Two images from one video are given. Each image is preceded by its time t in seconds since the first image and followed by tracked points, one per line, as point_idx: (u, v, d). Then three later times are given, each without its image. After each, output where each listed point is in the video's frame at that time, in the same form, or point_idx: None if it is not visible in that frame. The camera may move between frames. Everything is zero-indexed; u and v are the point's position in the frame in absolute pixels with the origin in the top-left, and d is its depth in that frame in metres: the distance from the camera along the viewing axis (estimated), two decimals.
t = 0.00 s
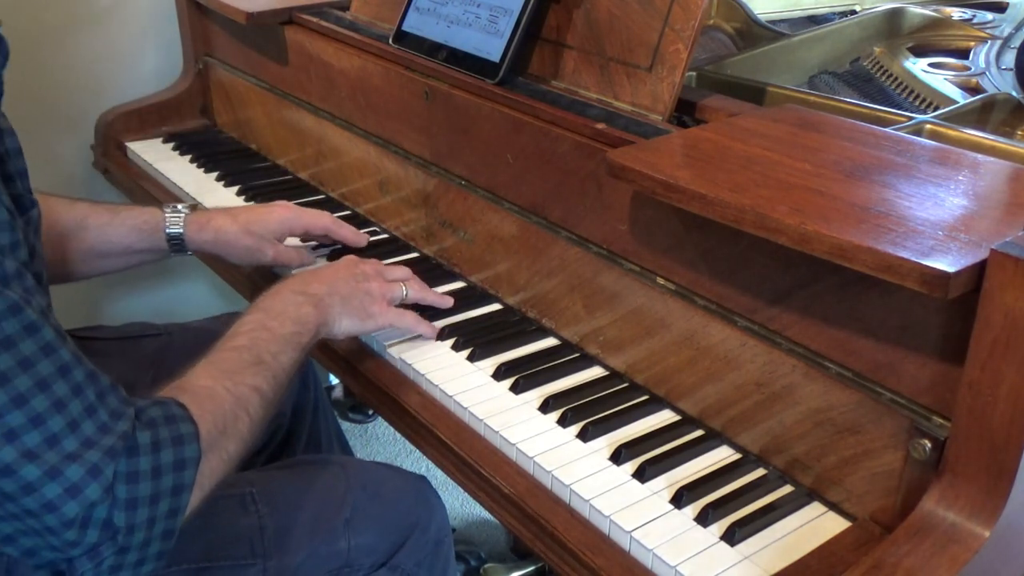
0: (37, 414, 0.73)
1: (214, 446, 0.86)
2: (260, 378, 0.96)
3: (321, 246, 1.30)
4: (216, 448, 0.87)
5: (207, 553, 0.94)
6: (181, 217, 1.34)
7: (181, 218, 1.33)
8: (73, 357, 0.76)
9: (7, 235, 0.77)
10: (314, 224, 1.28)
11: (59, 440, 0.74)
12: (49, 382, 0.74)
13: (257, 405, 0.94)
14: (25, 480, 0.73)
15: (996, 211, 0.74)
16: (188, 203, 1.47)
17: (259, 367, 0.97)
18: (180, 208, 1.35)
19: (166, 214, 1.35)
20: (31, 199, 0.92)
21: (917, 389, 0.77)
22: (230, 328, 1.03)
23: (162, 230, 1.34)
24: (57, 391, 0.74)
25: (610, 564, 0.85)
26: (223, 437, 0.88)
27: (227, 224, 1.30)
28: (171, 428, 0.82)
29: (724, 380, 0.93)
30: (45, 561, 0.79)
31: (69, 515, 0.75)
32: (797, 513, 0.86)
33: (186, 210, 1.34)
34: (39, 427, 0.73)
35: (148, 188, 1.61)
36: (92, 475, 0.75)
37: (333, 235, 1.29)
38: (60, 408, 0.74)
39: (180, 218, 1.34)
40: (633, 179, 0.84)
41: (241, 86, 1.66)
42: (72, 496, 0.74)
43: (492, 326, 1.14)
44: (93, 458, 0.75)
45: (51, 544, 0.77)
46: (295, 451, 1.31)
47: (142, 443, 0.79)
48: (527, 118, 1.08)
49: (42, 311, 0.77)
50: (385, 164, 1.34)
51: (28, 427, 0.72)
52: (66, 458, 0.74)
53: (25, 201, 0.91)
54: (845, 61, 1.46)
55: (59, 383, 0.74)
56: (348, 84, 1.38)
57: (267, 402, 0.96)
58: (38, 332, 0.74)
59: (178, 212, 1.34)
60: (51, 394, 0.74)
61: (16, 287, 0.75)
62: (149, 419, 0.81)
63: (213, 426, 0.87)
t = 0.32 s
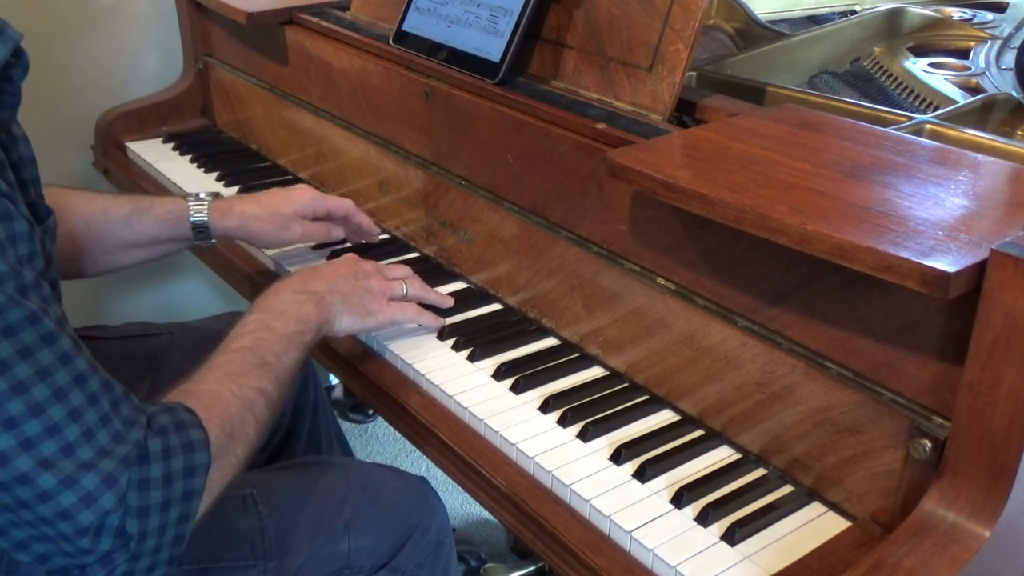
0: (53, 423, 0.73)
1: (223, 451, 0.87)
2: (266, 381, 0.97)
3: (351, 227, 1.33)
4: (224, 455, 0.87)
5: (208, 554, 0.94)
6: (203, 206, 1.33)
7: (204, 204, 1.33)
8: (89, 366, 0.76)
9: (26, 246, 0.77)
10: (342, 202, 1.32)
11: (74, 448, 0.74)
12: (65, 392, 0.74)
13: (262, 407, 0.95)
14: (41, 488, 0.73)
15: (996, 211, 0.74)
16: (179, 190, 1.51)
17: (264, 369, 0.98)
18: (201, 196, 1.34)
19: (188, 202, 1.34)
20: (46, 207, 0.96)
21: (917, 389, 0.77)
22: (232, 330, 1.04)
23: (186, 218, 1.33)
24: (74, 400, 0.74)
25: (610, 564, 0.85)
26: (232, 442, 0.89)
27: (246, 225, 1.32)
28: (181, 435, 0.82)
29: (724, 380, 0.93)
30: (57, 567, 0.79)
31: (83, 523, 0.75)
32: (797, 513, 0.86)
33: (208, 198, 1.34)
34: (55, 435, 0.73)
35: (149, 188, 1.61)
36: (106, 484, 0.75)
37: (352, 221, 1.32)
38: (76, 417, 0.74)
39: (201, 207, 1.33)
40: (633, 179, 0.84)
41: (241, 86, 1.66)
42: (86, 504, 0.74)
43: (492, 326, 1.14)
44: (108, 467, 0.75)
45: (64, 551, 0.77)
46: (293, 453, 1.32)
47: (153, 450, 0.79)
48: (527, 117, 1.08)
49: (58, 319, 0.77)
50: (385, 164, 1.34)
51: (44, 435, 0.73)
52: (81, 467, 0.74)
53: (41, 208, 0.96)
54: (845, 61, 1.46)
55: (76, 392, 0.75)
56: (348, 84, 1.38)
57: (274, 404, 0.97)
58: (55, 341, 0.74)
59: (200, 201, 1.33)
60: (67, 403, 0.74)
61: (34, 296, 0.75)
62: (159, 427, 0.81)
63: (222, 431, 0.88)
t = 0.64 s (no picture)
0: (40, 443, 0.73)
1: (198, 471, 0.86)
2: (236, 392, 0.93)
3: (374, 226, 1.29)
4: (197, 477, 0.86)
5: (208, 555, 0.94)
6: (240, 222, 1.31)
7: (241, 219, 1.31)
8: (77, 387, 0.77)
9: (21, 261, 0.82)
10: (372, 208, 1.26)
11: (59, 470, 0.74)
12: (53, 412, 0.74)
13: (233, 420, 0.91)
14: (24, 510, 0.73)
15: (996, 211, 0.74)
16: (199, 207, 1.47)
17: (234, 381, 0.93)
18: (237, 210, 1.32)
19: (225, 217, 1.32)
20: (47, 216, 0.98)
21: (918, 388, 0.77)
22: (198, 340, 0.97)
23: (223, 234, 1.31)
24: (62, 420, 0.75)
25: (610, 564, 0.85)
26: (206, 459, 0.87)
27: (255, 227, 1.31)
28: (157, 456, 0.81)
29: (724, 379, 0.93)
30: None
31: (63, 548, 0.75)
32: (797, 513, 0.86)
33: (244, 213, 1.31)
34: (41, 456, 0.74)
35: (149, 188, 1.61)
36: (90, 508, 0.75)
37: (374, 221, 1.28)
38: (63, 437, 0.75)
39: (238, 222, 1.31)
40: (633, 179, 0.84)
41: (241, 86, 1.66)
42: (68, 529, 0.75)
43: (492, 326, 1.14)
44: (92, 490, 0.75)
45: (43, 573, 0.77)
46: (294, 453, 1.33)
47: (130, 474, 0.78)
48: (527, 118, 1.08)
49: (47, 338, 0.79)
50: (385, 164, 1.34)
51: (31, 455, 0.73)
52: (66, 490, 0.74)
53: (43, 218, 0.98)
54: (845, 61, 1.46)
55: (63, 412, 0.75)
56: (348, 84, 1.38)
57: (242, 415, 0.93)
58: (46, 360, 0.75)
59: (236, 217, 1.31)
60: (54, 423, 0.74)
61: (26, 312, 0.79)
62: (134, 448, 0.80)
63: (195, 450, 0.86)
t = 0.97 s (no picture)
0: (12, 462, 0.73)
1: (173, 489, 0.85)
2: (213, 410, 0.92)
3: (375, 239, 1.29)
4: (173, 496, 0.85)
5: (208, 555, 0.94)
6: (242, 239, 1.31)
7: (242, 237, 1.31)
8: (51, 405, 0.76)
9: None
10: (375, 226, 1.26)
11: (31, 490, 0.75)
12: (26, 431, 0.74)
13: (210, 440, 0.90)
14: None
15: (996, 211, 0.74)
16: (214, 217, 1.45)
17: (212, 400, 0.92)
18: (239, 227, 1.32)
19: (227, 234, 1.32)
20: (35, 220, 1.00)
21: (918, 389, 0.77)
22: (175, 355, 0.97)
23: (224, 251, 1.32)
24: (34, 439, 0.75)
25: (610, 564, 0.85)
26: (182, 479, 0.86)
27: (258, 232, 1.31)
28: (130, 476, 0.81)
29: (724, 380, 0.93)
30: None
31: (33, 569, 0.75)
32: (797, 513, 0.86)
33: (246, 229, 1.32)
34: (12, 476, 0.74)
35: (149, 188, 1.61)
36: (61, 530, 0.75)
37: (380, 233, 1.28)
38: (35, 456, 0.75)
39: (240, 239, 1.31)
40: (633, 180, 0.84)
41: (241, 85, 1.66)
42: (38, 551, 0.75)
43: (491, 326, 1.14)
44: (64, 511, 0.76)
45: None
46: (295, 452, 1.33)
47: (102, 495, 0.78)
48: (527, 118, 1.08)
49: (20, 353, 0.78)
50: (385, 164, 1.34)
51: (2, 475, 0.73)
52: (37, 510, 0.75)
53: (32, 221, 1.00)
54: (845, 61, 1.46)
55: (37, 431, 0.75)
56: (348, 84, 1.38)
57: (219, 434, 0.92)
58: (20, 378, 0.75)
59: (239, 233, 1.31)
60: (27, 443, 0.74)
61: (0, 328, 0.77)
62: (107, 468, 0.79)
63: (171, 469, 0.85)
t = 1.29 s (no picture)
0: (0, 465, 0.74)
1: (175, 491, 0.84)
2: (223, 416, 0.92)
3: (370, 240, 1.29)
4: (178, 495, 0.84)
5: (208, 556, 0.94)
6: (233, 244, 1.30)
7: (234, 240, 1.31)
8: (40, 406, 0.76)
9: None
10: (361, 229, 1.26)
11: (20, 492, 0.75)
12: (14, 433, 0.74)
13: (220, 443, 0.91)
14: None
15: (996, 211, 0.74)
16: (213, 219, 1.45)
17: (222, 405, 0.93)
18: (229, 231, 1.32)
19: (217, 237, 1.32)
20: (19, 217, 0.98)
21: (918, 389, 0.77)
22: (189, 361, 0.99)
23: (215, 254, 1.31)
24: (23, 441, 0.75)
25: (610, 564, 0.85)
26: (187, 481, 0.86)
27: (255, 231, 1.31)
28: (132, 476, 0.80)
29: (724, 380, 0.93)
30: None
31: (28, 570, 0.75)
32: (797, 513, 0.86)
33: (237, 233, 1.31)
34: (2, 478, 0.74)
35: (148, 188, 1.61)
36: (53, 529, 0.75)
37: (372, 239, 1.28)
38: (24, 458, 0.75)
39: (231, 244, 1.30)
40: (633, 180, 0.84)
41: (241, 85, 1.66)
42: (32, 551, 0.75)
43: (492, 326, 1.14)
44: (56, 511, 0.75)
45: None
46: (295, 452, 1.33)
47: (102, 494, 0.77)
48: (527, 118, 1.08)
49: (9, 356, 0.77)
50: (385, 164, 1.34)
51: None
52: (27, 511, 0.75)
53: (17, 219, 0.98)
54: (845, 60, 1.46)
55: (25, 433, 0.75)
56: (348, 84, 1.38)
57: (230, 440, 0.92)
58: (5, 380, 0.75)
59: (229, 239, 1.31)
60: (15, 445, 0.74)
61: None
62: (108, 468, 0.79)
63: (175, 470, 0.85)
